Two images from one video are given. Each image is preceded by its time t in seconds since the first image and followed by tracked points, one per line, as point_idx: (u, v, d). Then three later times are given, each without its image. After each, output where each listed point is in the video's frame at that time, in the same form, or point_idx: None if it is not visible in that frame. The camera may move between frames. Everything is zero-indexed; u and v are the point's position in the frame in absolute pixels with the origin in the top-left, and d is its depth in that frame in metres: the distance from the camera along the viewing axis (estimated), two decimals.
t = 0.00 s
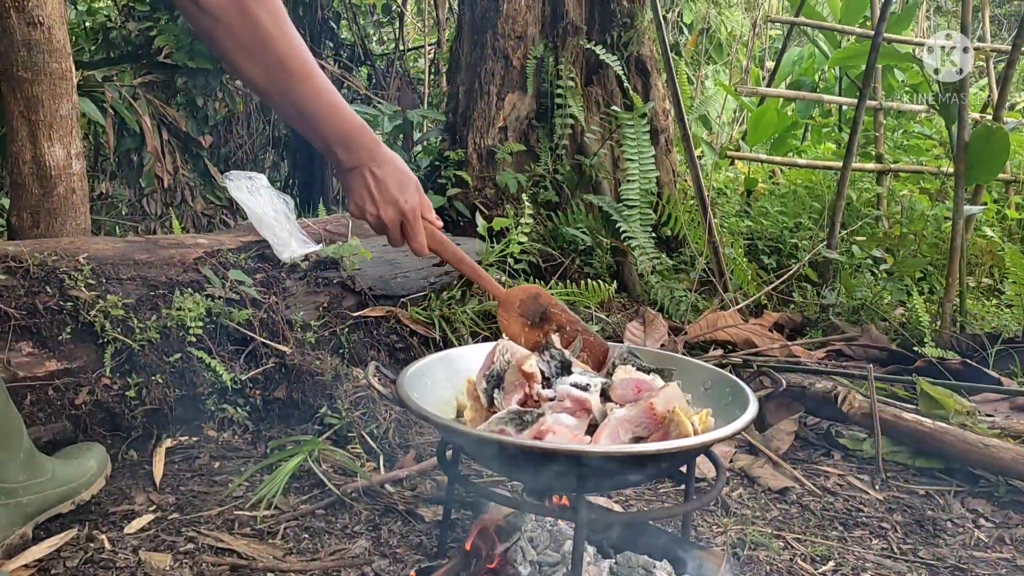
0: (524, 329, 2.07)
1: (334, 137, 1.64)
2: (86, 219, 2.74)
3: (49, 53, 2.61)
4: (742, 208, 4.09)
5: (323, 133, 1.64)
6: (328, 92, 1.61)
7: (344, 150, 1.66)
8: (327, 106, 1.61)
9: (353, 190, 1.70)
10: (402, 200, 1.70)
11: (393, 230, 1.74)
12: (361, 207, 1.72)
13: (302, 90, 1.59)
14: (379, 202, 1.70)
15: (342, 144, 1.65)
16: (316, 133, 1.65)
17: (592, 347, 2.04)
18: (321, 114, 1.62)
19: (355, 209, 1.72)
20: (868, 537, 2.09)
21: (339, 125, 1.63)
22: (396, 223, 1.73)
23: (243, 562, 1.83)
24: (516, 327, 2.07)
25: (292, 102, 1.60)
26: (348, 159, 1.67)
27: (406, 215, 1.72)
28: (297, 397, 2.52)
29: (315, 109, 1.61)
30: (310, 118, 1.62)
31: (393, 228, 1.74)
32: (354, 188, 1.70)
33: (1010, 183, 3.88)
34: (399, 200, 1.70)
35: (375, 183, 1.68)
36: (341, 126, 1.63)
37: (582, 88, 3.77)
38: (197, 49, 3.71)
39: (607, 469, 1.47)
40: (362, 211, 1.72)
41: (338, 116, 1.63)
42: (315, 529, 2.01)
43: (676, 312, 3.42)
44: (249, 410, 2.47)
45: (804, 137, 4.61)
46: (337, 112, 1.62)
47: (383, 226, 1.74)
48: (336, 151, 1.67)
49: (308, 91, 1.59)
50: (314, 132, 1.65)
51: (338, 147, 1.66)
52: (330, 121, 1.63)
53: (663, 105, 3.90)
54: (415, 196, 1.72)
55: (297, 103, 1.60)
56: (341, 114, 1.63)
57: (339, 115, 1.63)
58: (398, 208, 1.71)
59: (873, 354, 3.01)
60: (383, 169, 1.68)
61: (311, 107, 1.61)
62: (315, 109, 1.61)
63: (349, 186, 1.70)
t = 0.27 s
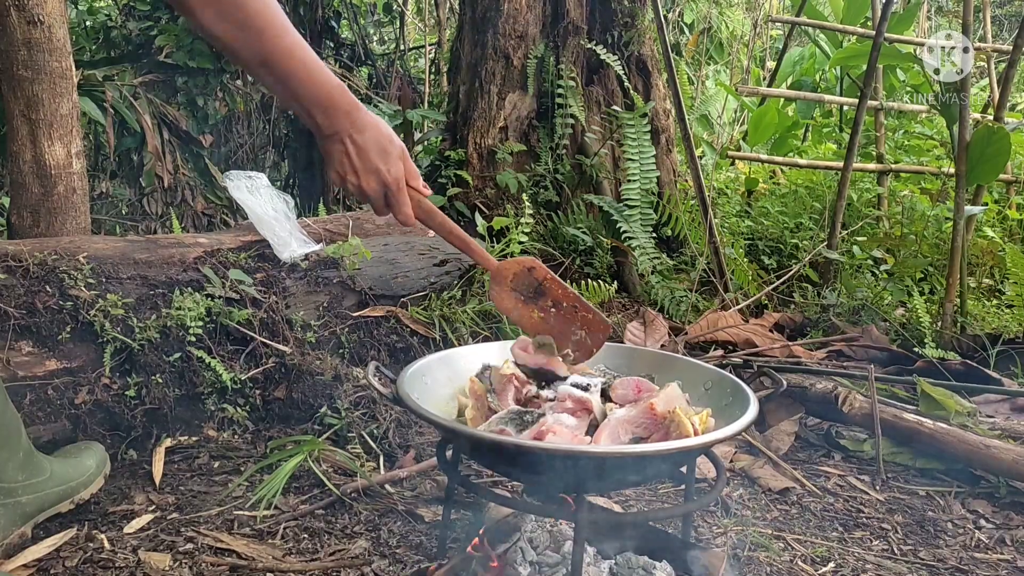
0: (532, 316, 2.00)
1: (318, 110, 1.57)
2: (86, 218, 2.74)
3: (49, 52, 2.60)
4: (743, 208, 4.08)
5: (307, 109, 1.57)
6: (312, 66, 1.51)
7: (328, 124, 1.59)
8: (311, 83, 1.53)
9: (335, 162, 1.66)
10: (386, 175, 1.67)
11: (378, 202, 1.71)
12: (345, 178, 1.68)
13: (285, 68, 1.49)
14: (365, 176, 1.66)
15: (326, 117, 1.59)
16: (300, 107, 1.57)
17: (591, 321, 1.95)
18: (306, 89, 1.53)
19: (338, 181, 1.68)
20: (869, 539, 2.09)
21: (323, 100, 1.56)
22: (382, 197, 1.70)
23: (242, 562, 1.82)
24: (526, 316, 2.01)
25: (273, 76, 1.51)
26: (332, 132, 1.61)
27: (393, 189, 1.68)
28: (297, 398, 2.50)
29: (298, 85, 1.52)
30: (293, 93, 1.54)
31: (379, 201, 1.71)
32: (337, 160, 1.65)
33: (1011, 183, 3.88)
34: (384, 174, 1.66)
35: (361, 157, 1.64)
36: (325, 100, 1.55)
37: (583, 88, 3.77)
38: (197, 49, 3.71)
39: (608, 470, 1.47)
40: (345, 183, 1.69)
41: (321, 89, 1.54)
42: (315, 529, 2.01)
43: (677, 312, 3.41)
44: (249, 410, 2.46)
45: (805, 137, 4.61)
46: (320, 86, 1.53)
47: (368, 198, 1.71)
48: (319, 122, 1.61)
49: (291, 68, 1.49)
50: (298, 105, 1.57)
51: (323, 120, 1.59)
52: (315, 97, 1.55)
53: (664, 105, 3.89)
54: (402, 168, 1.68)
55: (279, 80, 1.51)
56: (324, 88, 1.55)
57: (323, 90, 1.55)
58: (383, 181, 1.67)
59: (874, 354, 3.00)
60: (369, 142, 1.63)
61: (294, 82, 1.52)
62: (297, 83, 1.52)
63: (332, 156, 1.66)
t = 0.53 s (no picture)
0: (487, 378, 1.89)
1: (274, 61, 1.56)
2: (86, 226, 2.75)
3: (51, 62, 2.61)
4: (743, 219, 4.08)
5: (260, 60, 1.55)
6: (266, 17, 1.56)
7: (282, 80, 1.58)
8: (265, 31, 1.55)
9: (293, 127, 1.58)
10: (346, 142, 1.64)
11: (338, 174, 1.63)
12: (305, 144, 1.59)
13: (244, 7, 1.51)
14: (324, 140, 1.61)
15: (281, 71, 1.57)
16: (253, 58, 1.55)
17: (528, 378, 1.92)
18: (261, 37, 1.55)
19: (299, 148, 1.58)
20: (867, 552, 2.08)
21: (279, 51, 1.57)
22: (341, 166, 1.63)
23: (239, 573, 1.82)
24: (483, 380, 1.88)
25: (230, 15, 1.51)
26: (287, 91, 1.58)
27: (351, 157, 1.65)
28: (295, 407, 2.53)
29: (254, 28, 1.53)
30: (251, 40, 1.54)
31: (336, 173, 1.63)
32: (296, 123, 1.59)
33: (1011, 196, 3.88)
34: (346, 139, 1.64)
35: (316, 120, 1.61)
36: (279, 53, 1.57)
37: (583, 98, 3.78)
38: (199, 57, 3.70)
39: (606, 483, 1.47)
40: (306, 150, 1.59)
41: (276, 42, 1.57)
42: (312, 540, 2.01)
43: (676, 323, 3.40)
44: (247, 419, 2.47)
45: (805, 148, 4.62)
46: (275, 34, 1.57)
47: (325, 170, 1.62)
48: (274, 82, 1.57)
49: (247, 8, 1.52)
50: (251, 56, 1.55)
51: (275, 74, 1.57)
52: (270, 47, 1.56)
53: (664, 116, 3.90)
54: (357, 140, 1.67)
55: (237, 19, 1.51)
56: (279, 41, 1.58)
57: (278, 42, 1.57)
58: (344, 148, 1.63)
59: (874, 367, 3.00)
60: (327, 106, 1.62)
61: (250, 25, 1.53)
62: (253, 27, 1.53)
63: (287, 122, 1.59)
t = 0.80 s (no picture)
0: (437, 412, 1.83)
1: (273, 74, 1.43)
2: (86, 230, 2.75)
3: (51, 65, 2.62)
4: (743, 224, 4.08)
5: (259, 71, 1.41)
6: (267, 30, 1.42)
7: (282, 98, 1.44)
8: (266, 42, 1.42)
9: (290, 145, 1.44)
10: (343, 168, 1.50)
11: (334, 198, 1.48)
12: (303, 161, 1.44)
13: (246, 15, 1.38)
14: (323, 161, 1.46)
15: (281, 86, 1.44)
16: (250, 66, 1.40)
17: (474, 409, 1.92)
18: (261, 49, 1.41)
19: (298, 164, 1.43)
20: (867, 559, 2.08)
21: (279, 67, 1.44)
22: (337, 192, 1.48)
23: None
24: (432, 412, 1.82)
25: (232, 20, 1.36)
26: (285, 110, 1.44)
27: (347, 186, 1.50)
28: (294, 412, 2.54)
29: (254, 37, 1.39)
30: (251, 49, 1.39)
31: (331, 198, 1.47)
32: (294, 141, 1.44)
33: (1011, 201, 3.88)
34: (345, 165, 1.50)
35: (313, 142, 1.47)
36: (278, 68, 1.44)
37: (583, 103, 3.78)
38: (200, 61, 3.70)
39: (605, 490, 1.46)
40: (304, 167, 1.43)
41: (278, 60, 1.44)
42: (310, 545, 2.00)
43: (676, 328, 3.40)
44: (246, 423, 2.47)
45: (805, 153, 4.62)
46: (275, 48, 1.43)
47: (320, 194, 1.45)
48: (271, 97, 1.43)
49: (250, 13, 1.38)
50: (248, 66, 1.40)
51: (274, 90, 1.43)
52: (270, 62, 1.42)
53: (664, 120, 3.90)
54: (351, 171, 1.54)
55: (238, 25, 1.37)
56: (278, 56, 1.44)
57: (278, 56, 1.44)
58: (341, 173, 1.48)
59: (874, 372, 3.00)
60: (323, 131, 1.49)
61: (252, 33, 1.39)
62: (256, 39, 1.40)
63: (284, 140, 1.44)
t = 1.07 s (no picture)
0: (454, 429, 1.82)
1: (254, 159, 1.44)
2: (86, 238, 2.75)
3: (52, 74, 2.62)
4: (743, 232, 4.08)
5: (240, 158, 1.42)
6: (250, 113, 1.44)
7: (263, 178, 1.45)
8: (248, 128, 1.42)
9: (274, 225, 1.46)
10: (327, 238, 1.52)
11: (319, 271, 1.50)
12: (287, 238, 1.46)
13: (228, 104, 1.40)
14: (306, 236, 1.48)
15: (263, 171, 1.45)
16: (230, 154, 1.42)
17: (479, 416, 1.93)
18: (243, 136, 1.42)
19: (282, 242, 1.45)
20: (868, 569, 2.07)
21: (262, 152, 1.45)
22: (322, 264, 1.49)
23: None
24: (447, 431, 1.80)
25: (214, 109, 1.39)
26: (266, 193, 1.46)
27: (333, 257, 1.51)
28: (294, 421, 2.52)
29: (236, 125, 1.41)
30: (232, 137, 1.41)
31: (316, 270, 1.49)
32: (277, 222, 1.46)
33: (1011, 209, 3.88)
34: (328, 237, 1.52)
35: (297, 219, 1.49)
36: (260, 153, 1.45)
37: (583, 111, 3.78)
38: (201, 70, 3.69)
39: (605, 501, 1.46)
40: (288, 244, 1.46)
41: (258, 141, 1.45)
42: (310, 555, 1.99)
43: (676, 336, 3.39)
44: (245, 432, 2.47)
45: (805, 161, 4.62)
46: (258, 135, 1.44)
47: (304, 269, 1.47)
48: (251, 183, 1.44)
49: (231, 102, 1.40)
50: (229, 153, 1.42)
51: (255, 171, 1.44)
52: (252, 149, 1.43)
53: (664, 128, 3.91)
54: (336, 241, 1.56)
55: (219, 115, 1.39)
56: (262, 141, 1.45)
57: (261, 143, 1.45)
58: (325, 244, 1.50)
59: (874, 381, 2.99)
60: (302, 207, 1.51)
61: (233, 122, 1.41)
62: (238, 123, 1.41)
63: (268, 221, 1.46)
